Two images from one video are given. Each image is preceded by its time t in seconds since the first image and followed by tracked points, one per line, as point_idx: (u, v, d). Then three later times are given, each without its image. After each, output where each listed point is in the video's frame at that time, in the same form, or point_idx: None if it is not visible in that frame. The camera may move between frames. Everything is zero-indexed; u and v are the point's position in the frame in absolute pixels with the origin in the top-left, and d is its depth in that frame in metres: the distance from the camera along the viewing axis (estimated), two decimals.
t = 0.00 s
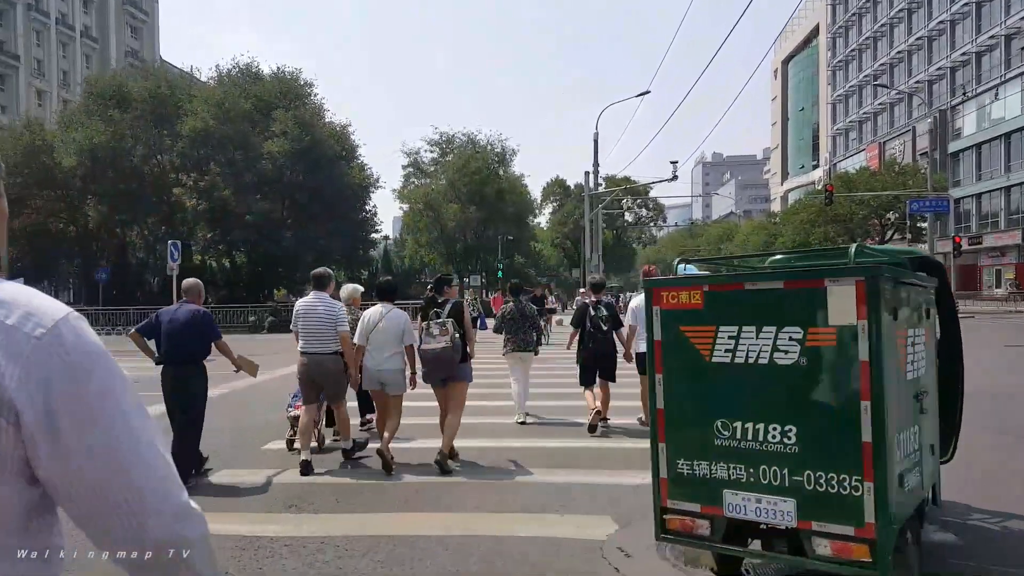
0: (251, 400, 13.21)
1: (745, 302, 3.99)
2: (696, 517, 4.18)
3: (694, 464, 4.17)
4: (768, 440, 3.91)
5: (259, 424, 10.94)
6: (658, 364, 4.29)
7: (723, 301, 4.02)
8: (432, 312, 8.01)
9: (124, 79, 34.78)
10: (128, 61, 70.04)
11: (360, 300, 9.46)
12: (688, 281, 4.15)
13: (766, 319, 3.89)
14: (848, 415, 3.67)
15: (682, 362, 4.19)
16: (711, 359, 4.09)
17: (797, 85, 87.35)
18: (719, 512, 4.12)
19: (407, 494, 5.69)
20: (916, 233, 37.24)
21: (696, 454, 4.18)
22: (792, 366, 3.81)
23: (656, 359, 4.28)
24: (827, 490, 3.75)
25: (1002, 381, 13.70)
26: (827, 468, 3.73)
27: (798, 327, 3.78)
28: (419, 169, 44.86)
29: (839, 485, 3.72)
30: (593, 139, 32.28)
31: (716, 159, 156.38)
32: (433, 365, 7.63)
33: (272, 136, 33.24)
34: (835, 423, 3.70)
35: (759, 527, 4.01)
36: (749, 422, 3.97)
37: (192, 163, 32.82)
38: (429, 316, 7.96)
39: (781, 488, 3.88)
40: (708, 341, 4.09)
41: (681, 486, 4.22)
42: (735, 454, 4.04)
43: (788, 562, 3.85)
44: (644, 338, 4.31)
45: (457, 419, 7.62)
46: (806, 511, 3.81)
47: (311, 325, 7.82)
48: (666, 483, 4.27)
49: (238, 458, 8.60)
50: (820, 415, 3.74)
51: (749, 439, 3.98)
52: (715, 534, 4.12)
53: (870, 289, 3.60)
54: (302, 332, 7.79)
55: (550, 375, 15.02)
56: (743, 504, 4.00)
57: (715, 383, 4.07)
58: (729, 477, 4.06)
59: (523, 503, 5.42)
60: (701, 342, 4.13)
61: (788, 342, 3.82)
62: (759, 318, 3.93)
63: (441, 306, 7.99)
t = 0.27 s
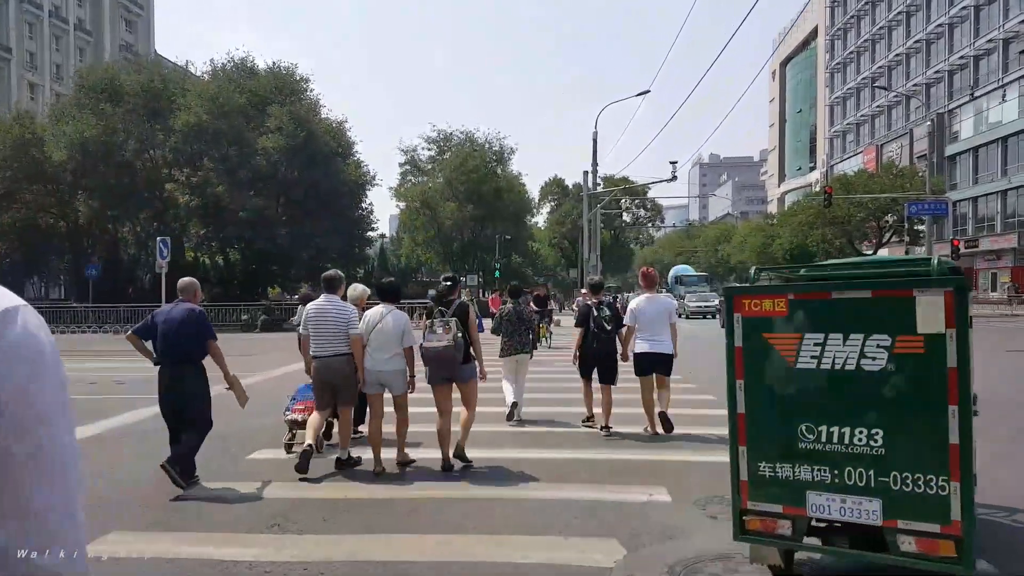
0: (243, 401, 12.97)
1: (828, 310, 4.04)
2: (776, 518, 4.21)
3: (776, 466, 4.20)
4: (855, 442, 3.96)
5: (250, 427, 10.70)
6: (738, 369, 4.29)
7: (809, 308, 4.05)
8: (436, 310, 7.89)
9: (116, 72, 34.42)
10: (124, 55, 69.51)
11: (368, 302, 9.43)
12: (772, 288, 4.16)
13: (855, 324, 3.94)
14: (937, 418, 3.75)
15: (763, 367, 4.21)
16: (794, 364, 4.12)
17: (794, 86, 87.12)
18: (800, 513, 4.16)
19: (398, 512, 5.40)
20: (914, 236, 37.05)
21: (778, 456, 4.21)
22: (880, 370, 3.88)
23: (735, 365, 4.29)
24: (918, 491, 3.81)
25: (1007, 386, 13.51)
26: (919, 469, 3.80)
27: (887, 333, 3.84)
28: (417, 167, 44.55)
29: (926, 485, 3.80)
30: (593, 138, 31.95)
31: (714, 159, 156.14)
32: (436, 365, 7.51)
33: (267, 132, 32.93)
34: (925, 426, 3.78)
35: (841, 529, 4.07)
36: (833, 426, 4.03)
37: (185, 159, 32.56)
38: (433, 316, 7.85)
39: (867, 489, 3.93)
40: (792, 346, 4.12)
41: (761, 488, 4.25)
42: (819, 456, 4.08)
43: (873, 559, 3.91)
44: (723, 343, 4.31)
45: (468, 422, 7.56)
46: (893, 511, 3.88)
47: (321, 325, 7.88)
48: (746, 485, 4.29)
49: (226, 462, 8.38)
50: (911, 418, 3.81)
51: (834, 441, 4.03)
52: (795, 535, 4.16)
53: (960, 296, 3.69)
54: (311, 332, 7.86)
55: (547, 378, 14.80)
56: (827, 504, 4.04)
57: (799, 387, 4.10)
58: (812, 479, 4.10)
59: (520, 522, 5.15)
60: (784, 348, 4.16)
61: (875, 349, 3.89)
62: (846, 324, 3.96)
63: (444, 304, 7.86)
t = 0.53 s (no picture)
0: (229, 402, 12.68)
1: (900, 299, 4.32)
2: (841, 498, 4.51)
3: (845, 449, 4.49)
4: (923, 425, 4.27)
5: (236, 429, 10.43)
6: (807, 355, 4.57)
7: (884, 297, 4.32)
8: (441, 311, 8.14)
9: (101, 69, 34.00)
10: (110, 53, 69.03)
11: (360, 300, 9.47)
12: (846, 278, 4.43)
13: (926, 313, 4.23)
14: (1003, 404, 4.07)
15: (834, 353, 4.49)
16: (865, 350, 4.41)
17: (785, 85, 87.00)
18: (864, 492, 4.47)
19: (383, 522, 5.10)
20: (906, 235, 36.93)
21: (845, 439, 4.50)
22: (950, 357, 4.18)
23: (805, 350, 4.56)
24: (982, 472, 4.13)
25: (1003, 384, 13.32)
26: (984, 452, 4.12)
27: (959, 322, 4.14)
28: (407, 166, 44.15)
29: (991, 465, 4.12)
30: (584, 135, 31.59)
31: (705, 159, 156.26)
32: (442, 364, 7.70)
33: (255, 130, 32.62)
34: (992, 410, 4.09)
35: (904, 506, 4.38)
36: (902, 409, 4.33)
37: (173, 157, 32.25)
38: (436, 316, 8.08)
39: (933, 469, 4.26)
40: (864, 333, 4.40)
41: (828, 469, 4.54)
42: (886, 439, 4.38)
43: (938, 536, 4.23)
44: (795, 328, 4.58)
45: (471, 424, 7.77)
46: (958, 490, 4.20)
47: (323, 325, 8.05)
48: (812, 467, 4.58)
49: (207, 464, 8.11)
50: (980, 404, 4.12)
51: (902, 424, 4.33)
52: (860, 512, 4.46)
53: None
54: (313, 331, 8.01)
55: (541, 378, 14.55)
56: (893, 484, 4.35)
57: (870, 372, 4.39)
58: (879, 460, 4.40)
59: (515, 532, 4.89)
60: (855, 335, 4.44)
61: (946, 336, 4.19)
62: (918, 313, 4.25)
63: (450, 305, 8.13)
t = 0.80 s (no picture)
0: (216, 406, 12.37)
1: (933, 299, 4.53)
2: (880, 494, 4.68)
3: (883, 446, 4.65)
4: (957, 420, 4.52)
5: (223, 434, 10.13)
6: (845, 357, 4.69)
7: (919, 299, 4.50)
8: (440, 308, 8.39)
9: (87, 68, 33.57)
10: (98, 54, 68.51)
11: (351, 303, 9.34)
12: (882, 281, 4.58)
13: (961, 313, 4.45)
14: None
15: (871, 353, 4.63)
16: (901, 350, 4.58)
17: (776, 84, 87.01)
18: (902, 488, 4.66)
19: (372, 540, 4.82)
20: (900, 232, 36.74)
21: (883, 437, 4.67)
22: (983, 355, 4.43)
23: (843, 352, 4.69)
24: (1013, 462, 4.42)
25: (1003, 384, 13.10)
26: (1014, 443, 4.42)
27: (991, 322, 4.38)
28: (398, 165, 43.81)
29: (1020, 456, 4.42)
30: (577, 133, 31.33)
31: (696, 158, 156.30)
32: (448, 360, 8.13)
33: (243, 129, 32.29)
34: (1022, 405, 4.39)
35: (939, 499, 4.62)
36: (938, 406, 4.55)
37: (161, 157, 31.88)
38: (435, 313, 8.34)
39: (968, 462, 4.51)
40: (900, 334, 4.57)
41: (868, 468, 4.69)
42: (922, 435, 4.59)
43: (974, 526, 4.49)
44: (833, 331, 4.69)
45: (470, 417, 8.20)
46: (992, 481, 4.47)
47: (318, 323, 7.84)
48: (852, 465, 4.71)
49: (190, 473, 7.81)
50: (1012, 398, 4.40)
51: (938, 420, 4.55)
52: (899, 507, 4.65)
53: None
54: (308, 331, 7.77)
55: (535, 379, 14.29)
56: (930, 478, 4.57)
57: (907, 372, 4.57)
58: (916, 456, 4.61)
59: (511, 552, 4.59)
60: (891, 336, 4.60)
61: (979, 335, 4.43)
62: (951, 314, 4.47)
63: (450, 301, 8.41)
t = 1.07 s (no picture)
0: (209, 409, 12.01)
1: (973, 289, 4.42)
2: (918, 480, 4.55)
3: (920, 435, 4.53)
4: (995, 408, 4.44)
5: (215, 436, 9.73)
6: (884, 348, 4.54)
7: (960, 290, 4.39)
8: (444, 309, 8.13)
9: (83, 67, 33.27)
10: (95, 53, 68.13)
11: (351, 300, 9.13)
12: (923, 273, 4.44)
13: (1000, 304, 4.37)
14: None
15: (910, 344, 4.50)
16: (939, 341, 4.47)
17: (777, 83, 86.69)
18: (937, 475, 4.56)
19: (357, 559, 4.42)
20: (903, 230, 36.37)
21: (921, 425, 4.54)
22: (1019, 346, 4.37)
23: (883, 343, 4.53)
24: None
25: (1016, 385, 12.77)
26: None
27: None
28: (396, 164, 43.49)
29: None
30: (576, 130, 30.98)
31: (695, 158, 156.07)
32: (450, 362, 7.84)
33: (239, 128, 32.02)
34: None
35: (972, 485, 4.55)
36: (975, 394, 4.46)
37: (157, 156, 31.60)
38: (440, 313, 8.07)
39: (1003, 449, 4.44)
40: (939, 325, 4.44)
41: (905, 455, 4.55)
42: (959, 423, 4.50)
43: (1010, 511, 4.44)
44: (871, 323, 4.53)
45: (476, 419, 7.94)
46: None
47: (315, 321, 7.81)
48: (891, 454, 4.56)
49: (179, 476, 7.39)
50: None
51: (975, 409, 4.47)
52: (936, 494, 4.54)
53: None
54: (303, 329, 7.77)
55: (536, 380, 13.92)
56: (966, 465, 4.49)
57: (945, 362, 4.46)
58: (953, 444, 4.51)
59: (511, 569, 4.24)
60: (929, 328, 4.48)
61: (1015, 326, 4.37)
62: (990, 304, 4.38)
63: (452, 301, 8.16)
